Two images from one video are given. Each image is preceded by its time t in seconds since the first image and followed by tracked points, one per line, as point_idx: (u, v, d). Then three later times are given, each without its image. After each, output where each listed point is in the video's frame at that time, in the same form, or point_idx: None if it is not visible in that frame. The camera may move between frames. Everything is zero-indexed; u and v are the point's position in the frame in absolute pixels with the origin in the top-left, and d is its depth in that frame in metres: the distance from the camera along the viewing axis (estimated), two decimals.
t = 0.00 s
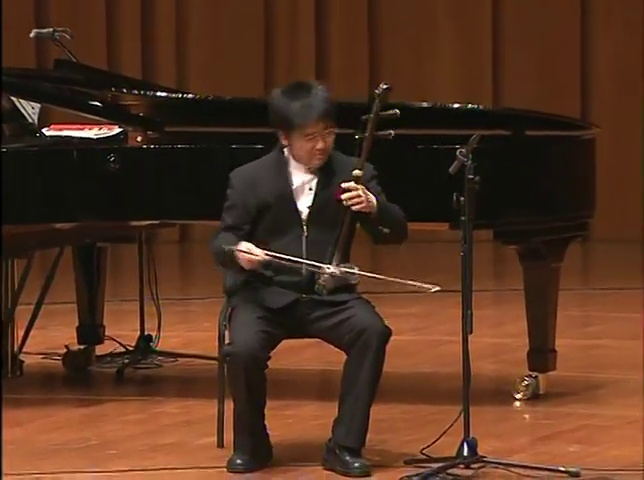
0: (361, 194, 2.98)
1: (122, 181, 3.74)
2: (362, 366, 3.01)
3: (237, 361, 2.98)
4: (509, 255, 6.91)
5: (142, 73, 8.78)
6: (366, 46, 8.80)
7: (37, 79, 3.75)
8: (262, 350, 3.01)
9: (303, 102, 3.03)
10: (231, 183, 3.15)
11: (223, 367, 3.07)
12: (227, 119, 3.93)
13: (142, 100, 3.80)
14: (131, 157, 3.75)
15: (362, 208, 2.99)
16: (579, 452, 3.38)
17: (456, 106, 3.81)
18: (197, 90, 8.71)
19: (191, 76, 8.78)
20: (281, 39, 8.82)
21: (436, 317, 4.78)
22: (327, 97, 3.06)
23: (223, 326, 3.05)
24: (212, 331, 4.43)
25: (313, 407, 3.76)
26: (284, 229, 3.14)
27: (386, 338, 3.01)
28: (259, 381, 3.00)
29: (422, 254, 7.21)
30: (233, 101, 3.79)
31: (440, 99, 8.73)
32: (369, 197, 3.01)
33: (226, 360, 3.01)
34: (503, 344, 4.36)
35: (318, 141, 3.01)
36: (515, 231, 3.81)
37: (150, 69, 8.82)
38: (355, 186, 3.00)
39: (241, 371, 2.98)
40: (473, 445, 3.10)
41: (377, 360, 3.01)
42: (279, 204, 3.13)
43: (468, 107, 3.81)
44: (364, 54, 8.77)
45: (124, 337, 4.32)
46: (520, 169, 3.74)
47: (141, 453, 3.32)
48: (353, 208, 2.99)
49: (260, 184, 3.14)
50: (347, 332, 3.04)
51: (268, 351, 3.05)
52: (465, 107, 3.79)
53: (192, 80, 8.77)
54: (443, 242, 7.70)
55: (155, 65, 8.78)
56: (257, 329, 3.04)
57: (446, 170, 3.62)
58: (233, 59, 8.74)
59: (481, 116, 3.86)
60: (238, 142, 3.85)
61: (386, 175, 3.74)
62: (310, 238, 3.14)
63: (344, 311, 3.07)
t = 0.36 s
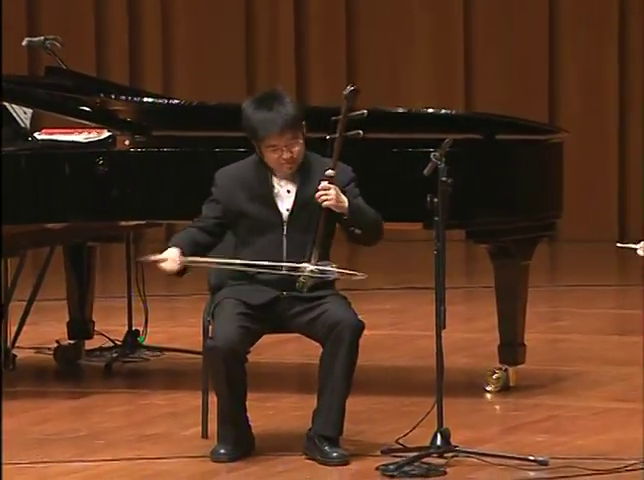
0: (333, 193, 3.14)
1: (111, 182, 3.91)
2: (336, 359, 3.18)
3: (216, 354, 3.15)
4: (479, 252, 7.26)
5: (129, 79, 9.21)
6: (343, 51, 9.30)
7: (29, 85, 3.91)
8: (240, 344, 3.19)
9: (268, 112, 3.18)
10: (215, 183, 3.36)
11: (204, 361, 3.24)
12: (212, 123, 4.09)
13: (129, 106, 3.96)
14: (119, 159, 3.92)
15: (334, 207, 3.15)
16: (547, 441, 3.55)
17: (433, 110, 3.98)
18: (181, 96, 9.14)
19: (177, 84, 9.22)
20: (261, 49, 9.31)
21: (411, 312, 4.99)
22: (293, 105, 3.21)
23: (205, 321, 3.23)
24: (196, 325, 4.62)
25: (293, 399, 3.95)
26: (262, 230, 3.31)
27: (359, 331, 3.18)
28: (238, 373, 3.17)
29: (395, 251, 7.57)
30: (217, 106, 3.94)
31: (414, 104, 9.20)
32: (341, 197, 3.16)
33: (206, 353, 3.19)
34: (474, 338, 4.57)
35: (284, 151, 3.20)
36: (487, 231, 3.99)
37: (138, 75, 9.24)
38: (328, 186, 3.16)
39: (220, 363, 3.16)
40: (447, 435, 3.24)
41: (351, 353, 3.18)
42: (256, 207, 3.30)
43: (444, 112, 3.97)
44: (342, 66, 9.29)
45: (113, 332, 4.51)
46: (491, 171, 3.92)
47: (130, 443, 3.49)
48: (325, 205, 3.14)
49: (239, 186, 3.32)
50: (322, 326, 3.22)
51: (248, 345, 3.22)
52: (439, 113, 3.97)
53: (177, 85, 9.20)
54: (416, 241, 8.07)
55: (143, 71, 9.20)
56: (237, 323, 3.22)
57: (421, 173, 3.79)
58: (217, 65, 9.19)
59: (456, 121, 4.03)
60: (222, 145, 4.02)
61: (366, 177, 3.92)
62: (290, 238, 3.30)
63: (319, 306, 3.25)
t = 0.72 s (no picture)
0: (303, 198, 3.34)
1: (94, 185, 4.09)
2: (310, 356, 3.38)
3: (195, 351, 3.35)
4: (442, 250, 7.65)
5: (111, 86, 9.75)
6: (314, 60, 9.82)
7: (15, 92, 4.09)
8: (218, 340, 3.38)
9: (272, 121, 3.38)
10: (192, 192, 3.51)
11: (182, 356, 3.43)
12: (189, 129, 4.29)
13: (111, 112, 4.16)
14: (101, 163, 4.11)
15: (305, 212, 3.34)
16: (508, 433, 3.70)
17: (401, 117, 4.18)
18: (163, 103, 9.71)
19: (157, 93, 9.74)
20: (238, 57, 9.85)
21: (380, 308, 5.24)
22: (293, 120, 3.43)
23: (184, 318, 3.41)
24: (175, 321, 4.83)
25: (268, 391, 4.15)
26: (241, 233, 3.51)
27: (332, 330, 3.38)
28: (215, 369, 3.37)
29: (361, 248, 7.99)
30: (195, 113, 4.14)
31: (380, 108, 9.75)
32: (312, 201, 3.35)
33: (185, 349, 3.37)
34: (440, 334, 4.80)
35: (277, 161, 3.40)
36: (452, 231, 4.19)
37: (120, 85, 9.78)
38: (298, 192, 3.35)
39: (199, 359, 3.35)
40: (414, 426, 3.41)
41: (324, 350, 3.38)
42: (237, 211, 3.49)
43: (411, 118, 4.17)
44: (313, 74, 9.80)
45: (96, 328, 4.71)
46: (457, 174, 4.11)
47: (111, 434, 3.67)
48: (296, 211, 3.33)
49: (219, 193, 3.49)
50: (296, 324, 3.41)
51: (224, 341, 3.41)
52: (404, 119, 4.17)
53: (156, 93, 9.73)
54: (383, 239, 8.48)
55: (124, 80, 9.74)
56: (215, 321, 3.41)
57: (390, 176, 3.98)
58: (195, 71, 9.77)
59: (423, 126, 4.22)
60: (199, 148, 4.22)
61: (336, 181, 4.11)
62: (265, 240, 3.50)
63: (293, 304, 3.44)
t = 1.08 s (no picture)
0: (262, 195, 3.50)
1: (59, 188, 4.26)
2: (266, 351, 3.56)
3: (158, 346, 3.53)
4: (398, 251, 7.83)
5: (75, 92, 9.86)
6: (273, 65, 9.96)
7: None
8: (179, 336, 3.57)
9: (200, 121, 3.56)
10: (152, 193, 3.71)
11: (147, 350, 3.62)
12: (151, 135, 4.47)
13: (77, 118, 4.33)
14: (66, 167, 4.28)
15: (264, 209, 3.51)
16: (458, 424, 3.84)
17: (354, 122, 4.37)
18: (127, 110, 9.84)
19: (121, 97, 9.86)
20: (199, 62, 9.99)
21: (336, 307, 5.45)
22: (224, 116, 3.59)
23: (148, 314, 3.59)
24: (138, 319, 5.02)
25: (227, 386, 4.32)
26: (200, 232, 3.67)
27: (287, 326, 3.56)
28: (177, 362, 3.55)
29: (319, 250, 8.14)
30: (157, 119, 4.33)
31: (337, 111, 9.89)
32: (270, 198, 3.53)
33: (148, 343, 3.56)
34: (394, 331, 5.02)
35: (215, 155, 3.55)
36: (406, 232, 4.37)
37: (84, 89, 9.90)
38: (256, 190, 3.51)
39: (161, 354, 3.54)
40: (367, 418, 3.57)
41: (279, 345, 3.56)
42: (193, 212, 3.66)
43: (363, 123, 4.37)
44: (272, 77, 9.94)
45: (62, 325, 4.89)
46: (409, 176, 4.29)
47: (77, 427, 3.85)
48: (253, 208, 3.50)
49: (175, 194, 3.67)
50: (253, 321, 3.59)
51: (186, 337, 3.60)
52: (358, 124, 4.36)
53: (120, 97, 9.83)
54: (339, 240, 8.64)
55: (90, 85, 9.84)
56: (177, 317, 3.59)
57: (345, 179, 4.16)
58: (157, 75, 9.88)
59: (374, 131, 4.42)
60: (162, 153, 4.41)
61: (293, 184, 4.29)
62: (224, 238, 3.67)
63: (251, 302, 3.62)
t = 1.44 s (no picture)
0: (225, 199, 3.59)
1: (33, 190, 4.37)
2: (234, 347, 3.68)
3: (129, 343, 3.65)
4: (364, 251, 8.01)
5: (49, 96, 10.03)
6: (241, 68, 10.13)
7: None
8: (150, 333, 3.68)
9: (189, 116, 3.70)
10: (126, 195, 3.80)
11: (117, 348, 3.73)
12: (121, 137, 4.59)
13: (48, 122, 4.44)
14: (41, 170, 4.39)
15: (229, 211, 3.60)
16: (419, 418, 3.97)
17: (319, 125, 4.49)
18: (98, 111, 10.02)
19: (93, 100, 10.04)
20: (168, 65, 10.18)
21: (302, 306, 5.59)
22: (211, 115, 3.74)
23: (118, 312, 3.71)
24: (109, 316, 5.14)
25: (196, 382, 4.44)
26: (171, 232, 3.79)
27: (255, 322, 3.68)
28: (147, 359, 3.67)
29: (286, 249, 8.32)
30: (127, 122, 4.44)
31: (303, 113, 10.05)
32: (235, 200, 3.61)
33: (119, 340, 3.68)
34: (357, 328, 5.17)
35: (202, 151, 3.68)
36: (368, 232, 4.50)
37: (57, 92, 10.07)
38: (221, 193, 3.60)
39: (132, 350, 3.65)
40: (333, 413, 3.71)
41: (247, 341, 3.69)
42: (167, 210, 3.77)
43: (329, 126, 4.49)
44: (239, 79, 10.12)
45: (34, 324, 5.00)
46: (372, 178, 4.42)
47: (50, 423, 3.96)
48: (217, 210, 3.59)
49: (149, 195, 3.77)
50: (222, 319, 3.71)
51: (156, 334, 3.71)
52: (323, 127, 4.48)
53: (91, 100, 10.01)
54: (306, 241, 8.83)
55: (61, 87, 10.02)
56: (147, 314, 3.71)
57: (310, 181, 4.28)
58: (128, 78, 10.06)
59: (338, 134, 4.54)
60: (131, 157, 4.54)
61: (259, 187, 4.40)
62: (194, 239, 3.79)
63: (220, 299, 3.74)
